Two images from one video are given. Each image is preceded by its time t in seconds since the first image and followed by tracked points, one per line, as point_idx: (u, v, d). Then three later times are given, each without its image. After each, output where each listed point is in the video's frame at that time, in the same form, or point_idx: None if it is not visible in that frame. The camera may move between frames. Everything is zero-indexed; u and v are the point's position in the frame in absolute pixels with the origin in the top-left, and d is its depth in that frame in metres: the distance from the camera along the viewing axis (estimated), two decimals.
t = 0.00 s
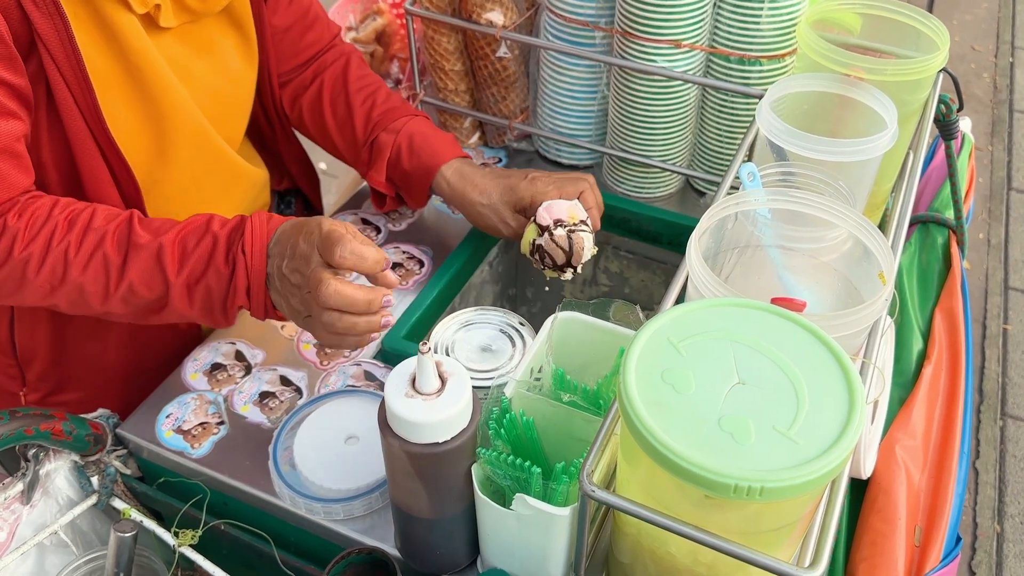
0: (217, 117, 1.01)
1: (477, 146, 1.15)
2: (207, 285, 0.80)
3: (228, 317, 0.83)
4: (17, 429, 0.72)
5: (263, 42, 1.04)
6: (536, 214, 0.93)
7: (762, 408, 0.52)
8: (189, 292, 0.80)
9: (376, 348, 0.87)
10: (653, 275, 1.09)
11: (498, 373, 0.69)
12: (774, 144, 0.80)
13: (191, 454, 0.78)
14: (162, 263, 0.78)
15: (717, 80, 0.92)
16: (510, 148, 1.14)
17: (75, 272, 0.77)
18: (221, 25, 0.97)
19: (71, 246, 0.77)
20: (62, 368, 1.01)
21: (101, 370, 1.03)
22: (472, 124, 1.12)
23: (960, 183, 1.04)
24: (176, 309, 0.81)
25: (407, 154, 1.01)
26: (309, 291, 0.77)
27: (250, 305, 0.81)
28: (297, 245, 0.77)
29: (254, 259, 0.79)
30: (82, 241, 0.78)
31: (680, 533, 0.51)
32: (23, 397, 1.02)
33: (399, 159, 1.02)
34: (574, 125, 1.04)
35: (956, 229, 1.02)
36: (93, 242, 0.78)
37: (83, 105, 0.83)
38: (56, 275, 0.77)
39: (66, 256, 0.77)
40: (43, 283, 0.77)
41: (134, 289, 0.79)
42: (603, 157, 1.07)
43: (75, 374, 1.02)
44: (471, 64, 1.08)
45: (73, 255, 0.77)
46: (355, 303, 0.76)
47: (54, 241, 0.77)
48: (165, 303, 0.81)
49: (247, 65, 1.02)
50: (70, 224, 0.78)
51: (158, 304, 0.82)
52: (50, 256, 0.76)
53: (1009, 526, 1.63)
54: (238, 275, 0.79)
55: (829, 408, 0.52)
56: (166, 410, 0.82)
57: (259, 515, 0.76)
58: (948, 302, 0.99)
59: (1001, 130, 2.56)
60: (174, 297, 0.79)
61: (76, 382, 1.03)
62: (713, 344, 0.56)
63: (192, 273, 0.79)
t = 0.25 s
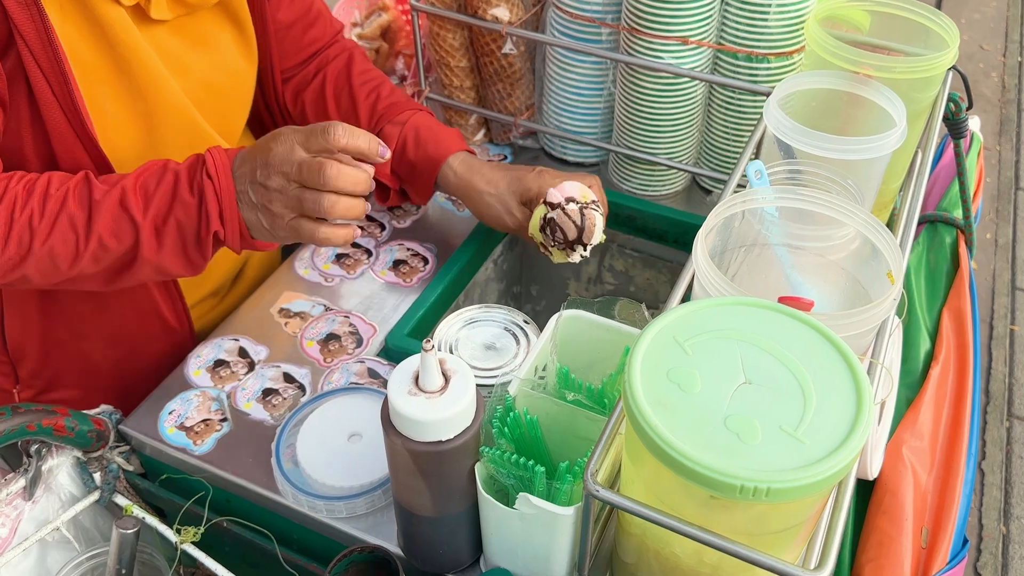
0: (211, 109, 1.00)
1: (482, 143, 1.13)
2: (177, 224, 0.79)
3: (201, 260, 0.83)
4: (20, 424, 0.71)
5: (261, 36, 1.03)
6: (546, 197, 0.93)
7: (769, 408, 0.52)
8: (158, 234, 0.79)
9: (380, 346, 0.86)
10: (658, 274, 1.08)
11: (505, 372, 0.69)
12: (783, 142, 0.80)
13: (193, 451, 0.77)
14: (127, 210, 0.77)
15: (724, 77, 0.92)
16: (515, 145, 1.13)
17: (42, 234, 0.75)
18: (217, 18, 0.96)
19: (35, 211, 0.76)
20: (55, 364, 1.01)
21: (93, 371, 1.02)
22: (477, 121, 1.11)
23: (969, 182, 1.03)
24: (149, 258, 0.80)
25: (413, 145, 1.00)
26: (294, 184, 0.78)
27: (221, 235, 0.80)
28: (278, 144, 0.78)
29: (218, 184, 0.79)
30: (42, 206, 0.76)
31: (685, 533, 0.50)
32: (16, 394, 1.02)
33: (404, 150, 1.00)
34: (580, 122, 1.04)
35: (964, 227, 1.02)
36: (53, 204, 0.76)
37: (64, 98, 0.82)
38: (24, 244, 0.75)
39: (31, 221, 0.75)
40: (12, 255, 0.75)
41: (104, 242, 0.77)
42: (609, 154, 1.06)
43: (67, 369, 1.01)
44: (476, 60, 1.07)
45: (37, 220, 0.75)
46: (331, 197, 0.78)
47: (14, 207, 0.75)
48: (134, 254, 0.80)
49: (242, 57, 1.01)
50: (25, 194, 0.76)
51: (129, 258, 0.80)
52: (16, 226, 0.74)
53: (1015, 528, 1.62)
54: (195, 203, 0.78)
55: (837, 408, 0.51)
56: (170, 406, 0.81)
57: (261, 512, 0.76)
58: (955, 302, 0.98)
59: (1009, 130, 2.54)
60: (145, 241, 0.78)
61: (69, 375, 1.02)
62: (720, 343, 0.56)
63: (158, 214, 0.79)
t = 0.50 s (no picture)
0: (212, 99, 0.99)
1: (491, 141, 1.11)
2: (327, 60, 0.73)
3: (345, 105, 0.78)
4: (26, 419, 0.71)
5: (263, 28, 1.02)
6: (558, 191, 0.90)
7: (779, 409, 0.51)
8: (309, 78, 0.74)
9: (387, 344, 0.86)
10: (667, 274, 1.07)
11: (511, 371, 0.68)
12: (794, 141, 0.79)
13: (199, 447, 0.77)
14: (276, 55, 0.72)
15: (735, 75, 0.91)
16: (523, 143, 1.10)
17: (204, 107, 0.71)
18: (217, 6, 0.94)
19: (162, 110, 0.70)
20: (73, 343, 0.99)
21: (111, 349, 1.01)
22: (485, 119, 1.09)
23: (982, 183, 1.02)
24: (308, 120, 0.75)
25: (420, 151, 0.99)
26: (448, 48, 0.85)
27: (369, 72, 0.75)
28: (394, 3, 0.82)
29: (373, 6, 0.73)
30: (170, 103, 0.70)
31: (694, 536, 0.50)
32: (30, 383, 1.01)
33: (412, 155, 0.99)
34: (589, 120, 1.03)
35: (976, 229, 1.00)
36: (181, 94, 0.71)
37: (86, 40, 0.78)
38: (188, 121, 0.71)
39: (160, 121, 0.70)
40: (182, 140, 0.71)
41: (265, 100, 0.73)
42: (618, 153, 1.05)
43: (84, 348, 1.00)
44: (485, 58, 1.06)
45: (194, 93, 0.71)
46: (502, 22, 0.91)
47: (169, 90, 0.70)
48: (295, 120, 0.75)
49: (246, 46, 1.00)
50: (168, 76, 0.71)
51: (290, 122, 0.75)
52: (175, 106, 0.70)
53: (1023, 532, 1.62)
54: (346, 24, 0.72)
55: (848, 410, 0.51)
56: (176, 402, 0.81)
57: (266, 510, 0.76)
58: (967, 304, 0.97)
59: (1022, 131, 2.53)
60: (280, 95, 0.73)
61: (83, 355, 1.00)
62: (729, 343, 0.55)
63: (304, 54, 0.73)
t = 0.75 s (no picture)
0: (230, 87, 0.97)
1: (504, 138, 1.10)
2: None
3: (438, 40, 0.75)
4: (38, 412, 0.71)
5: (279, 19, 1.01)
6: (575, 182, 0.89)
7: (793, 414, 0.51)
8: (411, 9, 0.71)
9: (398, 341, 0.85)
10: (680, 274, 1.07)
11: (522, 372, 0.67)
12: (811, 142, 0.79)
13: (210, 442, 0.77)
14: None
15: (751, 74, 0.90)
16: (537, 141, 1.09)
17: (299, 30, 0.69)
18: None
19: (254, 35, 0.69)
20: (108, 314, 0.94)
21: (143, 326, 0.97)
22: (499, 116, 1.08)
23: (1000, 188, 1.01)
24: (401, 53, 0.73)
25: (437, 148, 0.99)
26: None
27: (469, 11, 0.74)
28: None
29: None
30: (262, 27, 0.69)
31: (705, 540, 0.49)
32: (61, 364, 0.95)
33: (428, 152, 0.99)
34: (605, 118, 1.02)
35: (994, 233, 0.99)
36: (275, 22, 0.69)
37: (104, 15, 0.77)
38: (283, 45, 0.70)
39: (250, 45, 0.69)
40: (274, 64, 0.70)
41: (361, 25, 0.70)
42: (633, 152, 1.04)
43: (117, 322, 0.95)
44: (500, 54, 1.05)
45: (289, 16, 0.70)
46: None
47: (262, 14, 0.69)
48: (386, 49, 0.73)
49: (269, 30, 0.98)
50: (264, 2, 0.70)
51: (384, 49, 0.73)
52: (266, 28, 0.69)
53: None
54: None
55: (863, 415, 0.50)
56: (187, 397, 0.81)
57: (276, 505, 0.76)
58: (984, 309, 0.96)
59: None
60: (372, 19, 0.70)
61: (115, 329, 0.96)
62: (743, 346, 0.54)
63: None
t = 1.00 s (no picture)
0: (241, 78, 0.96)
1: (517, 138, 1.10)
2: None
3: (446, 40, 0.74)
4: (47, 404, 0.71)
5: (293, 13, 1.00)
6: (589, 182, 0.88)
7: (800, 419, 0.50)
8: (417, 6, 0.70)
9: (408, 339, 0.85)
10: (691, 276, 1.06)
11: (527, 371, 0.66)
12: (825, 145, 0.78)
13: (218, 437, 0.77)
14: None
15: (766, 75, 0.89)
16: (550, 140, 1.09)
17: (304, 25, 0.68)
18: None
19: (258, 28, 0.68)
20: (118, 306, 0.94)
21: (154, 315, 0.97)
22: (513, 115, 1.08)
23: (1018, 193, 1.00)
24: (409, 51, 0.72)
25: (451, 145, 0.99)
26: None
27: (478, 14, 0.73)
28: None
29: None
30: (267, 20, 0.68)
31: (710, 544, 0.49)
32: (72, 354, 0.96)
33: (442, 149, 0.99)
34: (618, 118, 1.02)
35: (1010, 238, 0.97)
36: (280, 17, 0.68)
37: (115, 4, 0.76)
38: (287, 39, 0.69)
39: (254, 40, 0.68)
40: (277, 58, 0.69)
41: (366, 23, 0.69)
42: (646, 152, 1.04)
43: (127, 314, 0.95)
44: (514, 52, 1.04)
45: (294, 10, 0.69)
46: None
47: (267, 7, 0.68)
48: (392, 48, 0.72)
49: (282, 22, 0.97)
50: None
51: (388, 47, 0.72)
52: (271, 20, 0.68)
53: None
54: None
55: (872, 421, 0.50)
56: (196, 391, 0.81)
57: (282, 501, 0.76)
58: (999, 316, 0.94)
59: None
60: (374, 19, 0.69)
61: (127, 320, 0.96)
62: (752, 350, 0.54)
63: None
